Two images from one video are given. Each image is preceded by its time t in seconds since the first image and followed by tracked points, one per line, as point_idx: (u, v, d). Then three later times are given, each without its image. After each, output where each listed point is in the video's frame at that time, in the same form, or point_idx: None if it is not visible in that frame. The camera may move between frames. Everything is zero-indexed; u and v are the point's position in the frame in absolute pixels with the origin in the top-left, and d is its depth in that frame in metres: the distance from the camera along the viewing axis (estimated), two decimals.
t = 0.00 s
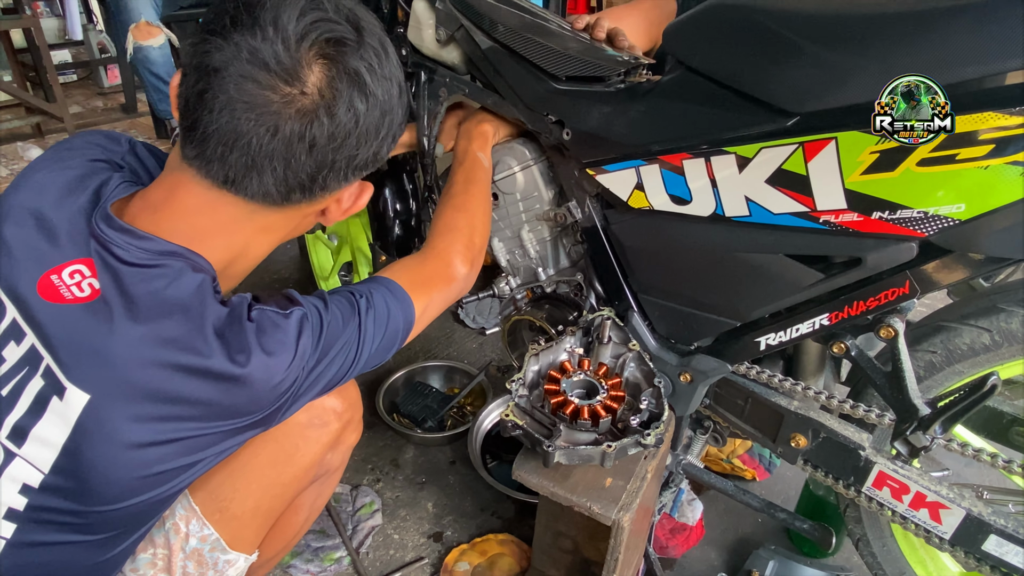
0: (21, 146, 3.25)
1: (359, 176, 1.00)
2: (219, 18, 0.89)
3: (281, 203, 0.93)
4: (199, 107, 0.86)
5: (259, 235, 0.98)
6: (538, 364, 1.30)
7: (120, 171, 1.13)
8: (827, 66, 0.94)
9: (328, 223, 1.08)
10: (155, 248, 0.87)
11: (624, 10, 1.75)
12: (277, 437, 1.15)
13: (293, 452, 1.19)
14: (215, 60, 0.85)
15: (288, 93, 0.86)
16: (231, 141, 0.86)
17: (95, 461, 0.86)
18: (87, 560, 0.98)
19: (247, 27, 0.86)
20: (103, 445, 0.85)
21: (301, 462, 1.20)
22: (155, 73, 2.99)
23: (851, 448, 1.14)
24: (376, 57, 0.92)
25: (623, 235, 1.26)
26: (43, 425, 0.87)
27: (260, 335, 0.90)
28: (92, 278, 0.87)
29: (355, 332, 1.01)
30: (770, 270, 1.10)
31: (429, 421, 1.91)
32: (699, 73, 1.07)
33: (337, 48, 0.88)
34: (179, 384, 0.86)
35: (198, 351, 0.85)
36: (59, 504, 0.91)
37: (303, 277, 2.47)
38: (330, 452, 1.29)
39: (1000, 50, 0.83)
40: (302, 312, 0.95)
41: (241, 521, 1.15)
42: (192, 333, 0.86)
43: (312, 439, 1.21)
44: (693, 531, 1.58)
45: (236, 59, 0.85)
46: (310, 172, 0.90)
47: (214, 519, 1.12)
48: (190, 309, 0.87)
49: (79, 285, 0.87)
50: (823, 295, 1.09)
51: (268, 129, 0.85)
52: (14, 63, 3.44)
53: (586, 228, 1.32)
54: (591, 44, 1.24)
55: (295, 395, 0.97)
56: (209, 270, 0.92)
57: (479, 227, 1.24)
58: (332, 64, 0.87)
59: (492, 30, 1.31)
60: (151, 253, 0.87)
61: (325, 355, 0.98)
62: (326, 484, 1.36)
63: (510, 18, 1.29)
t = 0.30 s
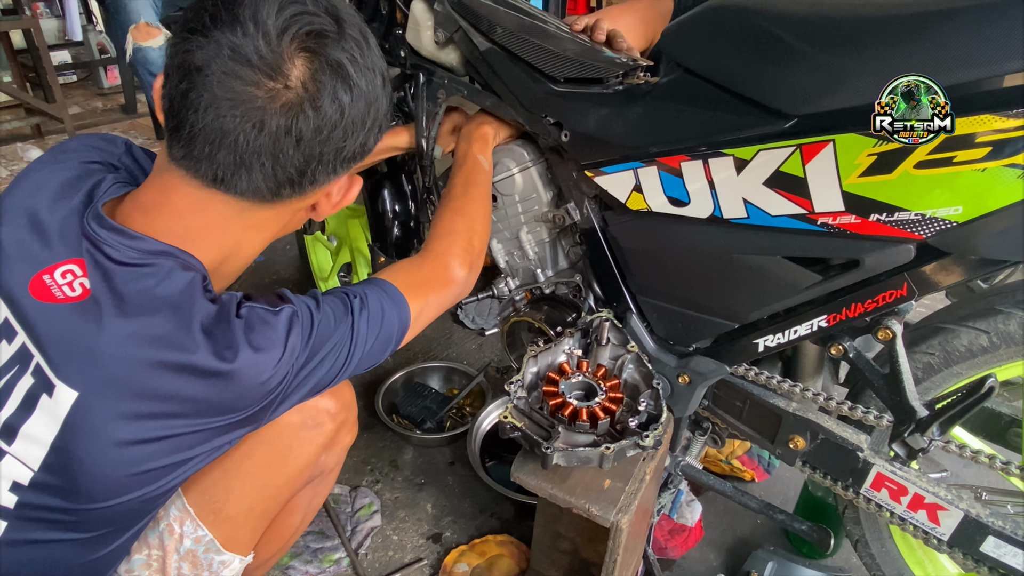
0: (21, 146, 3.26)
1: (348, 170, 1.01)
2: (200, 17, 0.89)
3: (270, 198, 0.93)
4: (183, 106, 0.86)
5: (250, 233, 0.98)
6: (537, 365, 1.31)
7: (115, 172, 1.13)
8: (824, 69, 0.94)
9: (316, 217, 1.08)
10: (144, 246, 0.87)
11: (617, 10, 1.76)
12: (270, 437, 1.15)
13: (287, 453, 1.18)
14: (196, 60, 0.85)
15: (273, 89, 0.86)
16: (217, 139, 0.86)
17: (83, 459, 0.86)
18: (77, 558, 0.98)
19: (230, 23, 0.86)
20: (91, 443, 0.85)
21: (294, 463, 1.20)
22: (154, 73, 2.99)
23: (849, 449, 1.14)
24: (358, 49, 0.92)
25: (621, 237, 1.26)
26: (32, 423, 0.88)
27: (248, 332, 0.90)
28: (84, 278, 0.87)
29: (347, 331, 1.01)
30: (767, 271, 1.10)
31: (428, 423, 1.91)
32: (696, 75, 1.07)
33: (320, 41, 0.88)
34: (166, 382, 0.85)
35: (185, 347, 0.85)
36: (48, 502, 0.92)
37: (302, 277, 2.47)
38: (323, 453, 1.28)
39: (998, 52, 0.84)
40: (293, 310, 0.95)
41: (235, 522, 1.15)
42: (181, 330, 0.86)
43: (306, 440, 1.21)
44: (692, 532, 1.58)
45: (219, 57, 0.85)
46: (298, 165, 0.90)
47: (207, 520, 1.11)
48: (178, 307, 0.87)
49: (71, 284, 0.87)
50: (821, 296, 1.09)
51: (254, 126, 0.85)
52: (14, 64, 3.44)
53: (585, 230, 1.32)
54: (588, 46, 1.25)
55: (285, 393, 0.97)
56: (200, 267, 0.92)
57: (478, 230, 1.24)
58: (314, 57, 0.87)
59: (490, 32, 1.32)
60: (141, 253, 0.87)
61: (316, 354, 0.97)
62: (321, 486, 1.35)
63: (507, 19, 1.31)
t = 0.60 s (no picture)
0: (21, 147, 3.26)
1: (338, 166, 1.03)
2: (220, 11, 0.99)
3: (258, 179, 0.95)
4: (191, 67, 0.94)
5: (240, 228, 0.99)
6: (533, 366, 1.31)
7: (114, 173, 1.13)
8: (820, 71, 0.94)
9: (306, 221, 1.10)
10: (133, 241, 0.88)
11: (618, 10, 1.76)
12: (259, 437, 1.14)
13: (276, 453, 1.17)
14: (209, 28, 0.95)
15: (269, 56, 0.92)
16: (211, 97, 0.91)
17: (67, 448, 0.88)
18: (61, 549, 1.00)
19: (244, 7, 0.96)
20: (74, 432, 0.87)
21: (283, 464, 1.19)
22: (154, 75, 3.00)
23: (845, 450, 1.14)
24: (359, 41, 1.00)
25: (617, 238, 1.26)
26: (16, 412, 0.89)
27: (232, 325, 0.90)
28: (76, 271, 0.88)
29: (336, 330, 1.00)
30: (763, 273, 1.10)
31: (425, 423, 1.90)
32: (691, 76, 1.08)
33: (324, 29, 0.96)
34: (147, 374, 0.86)
35: (166, 337, 0.85)
36: (35, 492, 0.93)
37: (301, 278, 2.48)
38: (314, 453, 1.26)
39: (993, 54, 0.84)
40: (280, 306, 0.95)
41: (225, 521, 1.14)
42: (163, 321, 0.86)
43: (296, 440, 1.19)
44: (689, 532, 1.58)
45: (228, 29, 0.93)
46: (284, 140, 0.93)
47: (196, 519, 1.12)
48: (163, 299, 0.87)
49: (63, 278, 0.87)
50: (817, 298, 1.09)
51: (245, 83, 0.91)
52: (14, 65, 3.44)
53: (582, 231, 1.32)
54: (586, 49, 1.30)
55: (270, 389, 0.96)
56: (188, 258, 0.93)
57: (485, 245, 1.25)
58: (315, 37, 0.95)
59: (488, 33, 1.33)
60: (134, 248, 0.88)
61: (302, 352, 0.97)
62: (314, 486, 1.34)
63: (505, 23, 1.34)
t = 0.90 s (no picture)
0: (20, 146, 3.26)
1: (342, 166, 1.03)
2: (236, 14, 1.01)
3: (262, 172, 0.96)
4: (210, 64, 0.97)
5: (241, 222, 0.99)
6: (533, 366, 1.31)
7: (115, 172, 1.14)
8: (819, 71, 0.94)
9: (307, 221, 1.09)
10: (140, 229, 0.91)
11: (622, 10, 1.77)
12: (257, 425, 1.13)
13: (274, 441, 1.15)
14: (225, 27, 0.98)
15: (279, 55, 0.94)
16: (224, 92, 0.94)
17: (66, 422, 0.88)
18: (54, 530, 0.99)
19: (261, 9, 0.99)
20: (74, 407, 0.87)
21: (282, 453, 1.17)
22: (154, 75, 2.99)
23: (844, 450, 1.14)
24: (369, 47, 1.02)
25: (617, 238, 1.27)
26: (20, 389, 0.89)
27: (231, 304, 0.91)
28: (84, 258, 0.89)
29: (333, 316, 1.01)
30: (762, 272, 1.10)
31: (425, 423, 1.91)
32: (691, 77, 1.08)
33: (336, 34, 0.99)
34: (146, 349, 0.86)
35: (166, 313, 0.86)
36: (36, 469, 0.92)
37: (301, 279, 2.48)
38: (313, 443, 1.25)
39: (992, 54, 0.84)
40: (278, 290, 0.96)
41: (224, 510, 1.13)
42: (163, 298, 0.87)
43: (293, 429, 1.18)
44: (689, 532, 1.58)
45: (244, 29, 0.96)
46: (289, 137, 0.94)
47: (195, 506, 1.11)
48: (164, 278, 0.89)
49: (72, 265, 0.88)
50: (815, 298, 1.10)
51: (254, 78, 0.93)
52: (13, 65, 3.44)
53: (581, 231, 1.33)
54: (585, 49, 1.31)
55: (267, 370, 0.96)
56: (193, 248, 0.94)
57: (482, 248, 1.26)
58: (325, 41, 0.97)
59: (487, 34, 1.34)
60: (139, 235, 0.90)
61: (300, 335, 0.97)
62: (313, 477, 1.33)
63: (504, 23, 1.35)
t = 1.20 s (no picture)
0: (19, 147, 3.26)
1: (332, 154, 1.02)
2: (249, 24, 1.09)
3: (249, 157, 0.98)
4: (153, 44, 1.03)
5: (231, 210, 1.00)
6: (530, 367, 1.31)
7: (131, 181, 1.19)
8: (815, 72, 0.94)
9: (299, 216, 1.06)
10: (144, 216, 0.94)
11: (622, 11, 1.77)
12: (249, 415, 1.11)
13: (267, 432, 1.14)
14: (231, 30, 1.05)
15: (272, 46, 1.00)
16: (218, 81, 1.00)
17: (62, 396, 0.89)
18: (48, 511, 1.00)
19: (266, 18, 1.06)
20: (70, 380, 0.88)
21: (275, 443, 1.15)
22: (153, 75, 3.00)
23: (841, 450, 1.14)
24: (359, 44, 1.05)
25: (614, 238, 1.27)
26: (21, 364, 0.91)
27: (224, 285, 0.92)
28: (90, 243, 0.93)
29: (327, 305, 1.01)
30: (758, 273, 1.10)
31: (424, 424, 1.92)
32: (690, 78, 1.08)
33: (330, 33, 1.03)
34: (141, 324, 0.88)
35: (160, 290, 0.88)
36: (33, 444, 0.94)
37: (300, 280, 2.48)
38: (306, 435, 1.22)
39: (987, 56, 0.84)
40: (272, 276, 0.97)
41: (217, 501, 1.13)
42: (159, 278, 0.89)
43: (286, 420, 1.15)
44: (688, 532, 1.58)
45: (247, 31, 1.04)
46: (271, 121, 0.96)
47: (189, 497, 1.11)
48: (162, 260, 0.91)
49: (78, 249, 0.92)
50: (813, 299, 1.10)
51: (244, 64, 0.99)
52: (12, 65, 3.44)
53: (579, 232, 1.33)
54: (582, 49, 1.31)
55: (258, 355, 0.97)
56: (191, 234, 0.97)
57: (482, 253, 1.26)
58: (317, 39, 1.02)
59: (485, 34, 1.34)
60: (141, 220, 0.93)
61: (292, 321, 0.97)
62: (307, 471, 1.30)
63: (503, 24, 1.36)
